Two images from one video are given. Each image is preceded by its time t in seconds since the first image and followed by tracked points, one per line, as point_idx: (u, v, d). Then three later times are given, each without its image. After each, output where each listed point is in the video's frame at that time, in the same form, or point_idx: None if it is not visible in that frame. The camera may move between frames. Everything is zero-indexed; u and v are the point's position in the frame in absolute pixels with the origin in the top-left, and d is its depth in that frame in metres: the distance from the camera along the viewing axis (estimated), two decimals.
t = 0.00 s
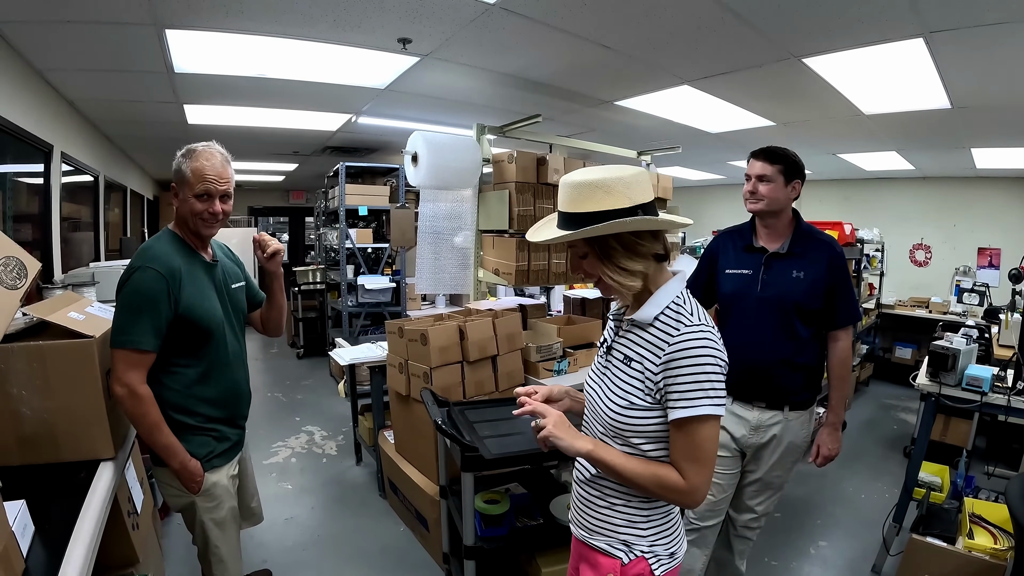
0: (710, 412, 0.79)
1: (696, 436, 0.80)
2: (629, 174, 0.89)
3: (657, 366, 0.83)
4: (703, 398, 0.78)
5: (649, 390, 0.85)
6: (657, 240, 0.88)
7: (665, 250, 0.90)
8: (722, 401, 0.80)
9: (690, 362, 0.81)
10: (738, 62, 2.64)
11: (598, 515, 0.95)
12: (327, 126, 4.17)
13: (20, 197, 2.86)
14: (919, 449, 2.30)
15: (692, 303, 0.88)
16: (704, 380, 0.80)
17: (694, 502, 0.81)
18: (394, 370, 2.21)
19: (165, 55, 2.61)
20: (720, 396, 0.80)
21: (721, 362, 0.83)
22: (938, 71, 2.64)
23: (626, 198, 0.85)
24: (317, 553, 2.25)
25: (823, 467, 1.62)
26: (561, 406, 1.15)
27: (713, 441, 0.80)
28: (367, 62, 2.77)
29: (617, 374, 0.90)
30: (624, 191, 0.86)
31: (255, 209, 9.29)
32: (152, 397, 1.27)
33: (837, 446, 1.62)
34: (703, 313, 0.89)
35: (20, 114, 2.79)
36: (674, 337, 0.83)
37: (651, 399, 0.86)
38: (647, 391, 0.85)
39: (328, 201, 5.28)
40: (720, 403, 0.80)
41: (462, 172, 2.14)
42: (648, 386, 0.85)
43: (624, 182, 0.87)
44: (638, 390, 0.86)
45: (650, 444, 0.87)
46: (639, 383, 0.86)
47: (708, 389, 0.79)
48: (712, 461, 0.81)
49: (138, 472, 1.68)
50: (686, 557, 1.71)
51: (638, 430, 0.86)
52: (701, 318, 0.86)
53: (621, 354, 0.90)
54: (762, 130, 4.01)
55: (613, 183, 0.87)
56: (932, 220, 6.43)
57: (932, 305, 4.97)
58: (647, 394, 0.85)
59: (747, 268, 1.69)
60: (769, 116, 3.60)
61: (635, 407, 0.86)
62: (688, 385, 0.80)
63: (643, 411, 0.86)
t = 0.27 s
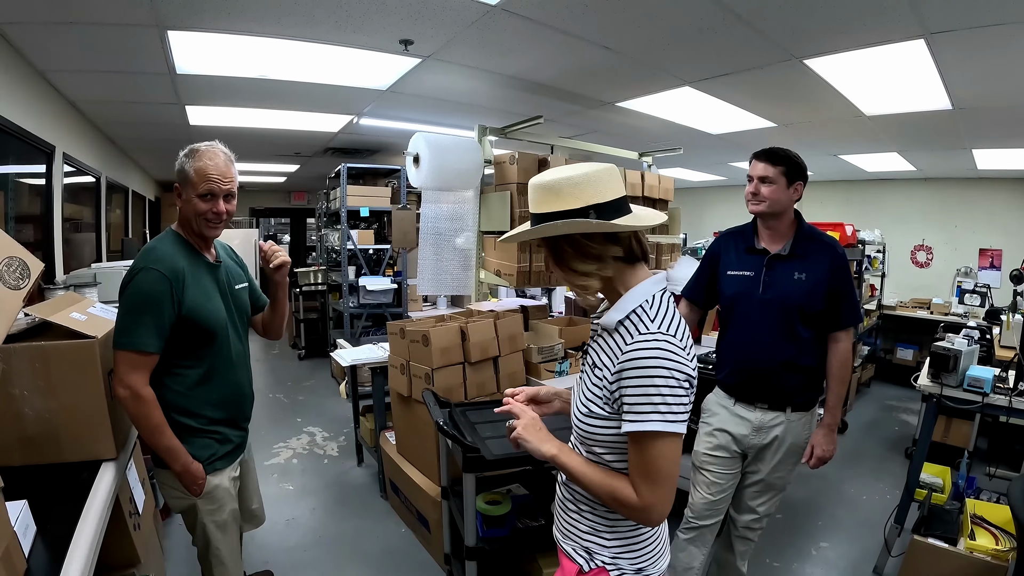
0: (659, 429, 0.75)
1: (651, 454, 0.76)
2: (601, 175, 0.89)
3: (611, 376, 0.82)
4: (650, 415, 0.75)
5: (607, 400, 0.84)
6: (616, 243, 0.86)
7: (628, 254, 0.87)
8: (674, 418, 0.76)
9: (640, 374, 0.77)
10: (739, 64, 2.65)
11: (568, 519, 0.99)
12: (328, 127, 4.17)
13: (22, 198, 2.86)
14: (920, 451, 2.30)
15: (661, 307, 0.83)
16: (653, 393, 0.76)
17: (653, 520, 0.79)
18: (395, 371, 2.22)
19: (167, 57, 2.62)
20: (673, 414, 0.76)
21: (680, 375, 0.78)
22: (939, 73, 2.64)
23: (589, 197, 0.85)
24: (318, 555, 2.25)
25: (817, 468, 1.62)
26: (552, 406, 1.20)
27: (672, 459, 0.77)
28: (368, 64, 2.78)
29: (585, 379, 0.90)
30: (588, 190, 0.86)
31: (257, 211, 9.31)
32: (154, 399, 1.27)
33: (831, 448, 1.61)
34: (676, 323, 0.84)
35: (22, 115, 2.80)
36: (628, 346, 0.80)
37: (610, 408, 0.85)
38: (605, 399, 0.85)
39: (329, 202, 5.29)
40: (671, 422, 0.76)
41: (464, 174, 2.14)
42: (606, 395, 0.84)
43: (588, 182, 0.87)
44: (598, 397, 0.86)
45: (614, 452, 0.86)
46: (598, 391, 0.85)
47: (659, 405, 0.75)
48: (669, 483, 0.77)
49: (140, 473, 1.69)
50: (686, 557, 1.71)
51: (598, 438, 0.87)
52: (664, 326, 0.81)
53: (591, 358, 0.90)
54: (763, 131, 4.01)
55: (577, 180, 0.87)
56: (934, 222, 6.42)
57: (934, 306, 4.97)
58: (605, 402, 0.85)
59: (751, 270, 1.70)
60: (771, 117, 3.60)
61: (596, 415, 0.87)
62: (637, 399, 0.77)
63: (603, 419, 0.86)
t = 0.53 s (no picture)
0: (573, 447, 0.64)
1: (571, 474, 0.66)
2: (572, 169, 0.78)
3: (542, 382, 0.73)
4: (562, 430, 0.65)
5: (539, 408, 0.74)
6: (548, 245, 0.75)
7: (564, 258, 0.75)
8: (593, 438, 0.64)
9: (558, 383, 0.66)
10: (743, 63, 2.64)
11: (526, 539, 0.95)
12: (332, 126, 4.18)
13: (26, 196, 2.86)
14: (924, 451, 2.28)
15: (605, 310, 0.71)
16: (570, 406, 0.65)
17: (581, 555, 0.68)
18: (399, 369, 2.21)
19: (171, 55, 2.62)
20: (592, 432, 0.64)
21: (609, 389, 0.65)
22: (944, 72, 2.62)
23: (545, 192, 0.76)
24: (319, 553, 2.24)
25: (823, 470, 1.61)
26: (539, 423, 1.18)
27: (600, 486, 0.65)
28: (372, 62, 2.77)
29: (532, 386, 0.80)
30: (546, 183, 0.77)
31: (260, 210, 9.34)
32: (150, 400, 1.26)
33: (838, 449, 1.61)
34: (624, 325, 0.70)
35: (26, 114, 2.81)
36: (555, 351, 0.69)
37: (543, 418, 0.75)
38: (538, 408, 0.75)
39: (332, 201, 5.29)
40: (587, 441, 0.64)
41: (467, 172, 2.14)
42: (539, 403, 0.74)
43: (547, 172, 0.77)
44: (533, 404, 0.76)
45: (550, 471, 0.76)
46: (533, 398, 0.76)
47: (575, 420, 0.64)
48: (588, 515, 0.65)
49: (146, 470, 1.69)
50: (689, 557, 1.71)
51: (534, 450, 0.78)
52: (600, 330, 0.68)
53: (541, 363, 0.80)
54: (767, 130, 4.00)
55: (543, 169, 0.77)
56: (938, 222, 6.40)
57: (937, 307, 4.96)
58: (538, 411, 0.75)
59: (755, 269, 1.69)
60: (775, 117, 3.59)
61: (532, 424, 0.77)
62: (556, 411, 0.66)
63: (535, 430, 0.76)
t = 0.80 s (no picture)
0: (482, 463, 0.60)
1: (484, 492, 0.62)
2: (564, 159, 0.73)
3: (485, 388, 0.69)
4: (474, 443, 0.61)
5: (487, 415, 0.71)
6: (523, 231, 0.70)
7: (538, 252, 0.71)
8: (504, 457, 0.59)
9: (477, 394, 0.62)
10: (743, 64, 2.64)
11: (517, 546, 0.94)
12: (332, 127, 4.18)
13: (26, 197, 2.86)
14: (924, 453, 2.28)
15: (544, 321, 0.65)
16: (484, 420, 0.61)
17: None
18: (399, 370, 2.21)
19: (171, 56, 2.62)
20: (503, 451, 0.59)
21: (524, 408, 0.59)
22: (944, 73, 2.62)
23: (529, 173, 0.71)
24: (318, 554, 2.25)
25: (826, 471, 1.62)
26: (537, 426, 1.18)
27: (513, 509, 0.61)
28: (372, 63, 2.78)
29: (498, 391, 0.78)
30: (535, 163, 0.72)
31: (261, 210, 9.35)
32: (146, 404, 1.27)
33: (840, 450, 1.61)
34: (561, 336, 0.64)
35: (27, 115, 2.81)
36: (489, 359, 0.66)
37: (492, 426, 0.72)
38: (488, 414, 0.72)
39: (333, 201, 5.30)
40: (497, 461, 0.60)
41: (467, 174, 2.14)
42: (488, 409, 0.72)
43: (537, 155, 0.72)
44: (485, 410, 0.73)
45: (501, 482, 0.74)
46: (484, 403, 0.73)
47: (487, 435, 0.60)
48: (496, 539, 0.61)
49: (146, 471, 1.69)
50: (688, 558, 1.71)
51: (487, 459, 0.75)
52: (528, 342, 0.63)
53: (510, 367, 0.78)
54: (767, 131, 4.00)
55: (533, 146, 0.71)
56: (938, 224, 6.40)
57: (937, 307, 4.96)
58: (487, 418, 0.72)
59: (753, 269, 1.69)
60: (775, 118, 3.59)
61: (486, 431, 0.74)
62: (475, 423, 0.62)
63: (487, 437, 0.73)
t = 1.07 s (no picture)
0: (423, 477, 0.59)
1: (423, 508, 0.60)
2: (543, 162, 0.67)
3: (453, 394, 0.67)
4: (422, 456, 0.59)
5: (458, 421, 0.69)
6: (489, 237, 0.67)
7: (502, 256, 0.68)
8: (445, 476, 0.57)
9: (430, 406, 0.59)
10: (745, 65, 2.64)
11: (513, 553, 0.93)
12: (334, 127, 4.19)
13: (28, 197, 2.86)
14: (925, 454, 2.27)
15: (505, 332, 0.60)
16: (431, 434, 0.58)
17: None
18: (399, 371, 2.22)
19: (173, 56, 2.62)
20: (447, 470, 0.56)
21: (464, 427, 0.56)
22: (946, 74, 2.62)
23: (501, 177, 0.67)
24: (319, 554, 2.25)
25: (824, 473, 1.60)
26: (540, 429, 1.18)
27: (442, 532, 0.58)
28: (374, 64, 2.78)
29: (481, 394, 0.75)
30: (507, 166, 0.67)
31: (262, 211, 9.37)
32: (150, 405, 1.27)
33: (839, 452, 1.60)
34: (522, 351, 0.58)
35: (29, 115, 2.81)
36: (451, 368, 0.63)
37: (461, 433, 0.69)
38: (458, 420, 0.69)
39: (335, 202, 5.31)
40: (442, 478, 0.57)
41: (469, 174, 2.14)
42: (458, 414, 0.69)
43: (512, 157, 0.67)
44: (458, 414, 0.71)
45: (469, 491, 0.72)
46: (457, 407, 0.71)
47: (432, 449, 0.58)
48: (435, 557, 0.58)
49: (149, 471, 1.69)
50: (689, 559, 1.70)
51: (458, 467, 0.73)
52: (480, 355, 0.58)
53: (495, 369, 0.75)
54: (769, 132, 4.00)
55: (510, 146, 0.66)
56: (940, 225, 6.40)
57: (939, 309, 4.95)
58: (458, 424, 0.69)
59: (756, 269, 1.69)
60: (777, 119, 3.59)
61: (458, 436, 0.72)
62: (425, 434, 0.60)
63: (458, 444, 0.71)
